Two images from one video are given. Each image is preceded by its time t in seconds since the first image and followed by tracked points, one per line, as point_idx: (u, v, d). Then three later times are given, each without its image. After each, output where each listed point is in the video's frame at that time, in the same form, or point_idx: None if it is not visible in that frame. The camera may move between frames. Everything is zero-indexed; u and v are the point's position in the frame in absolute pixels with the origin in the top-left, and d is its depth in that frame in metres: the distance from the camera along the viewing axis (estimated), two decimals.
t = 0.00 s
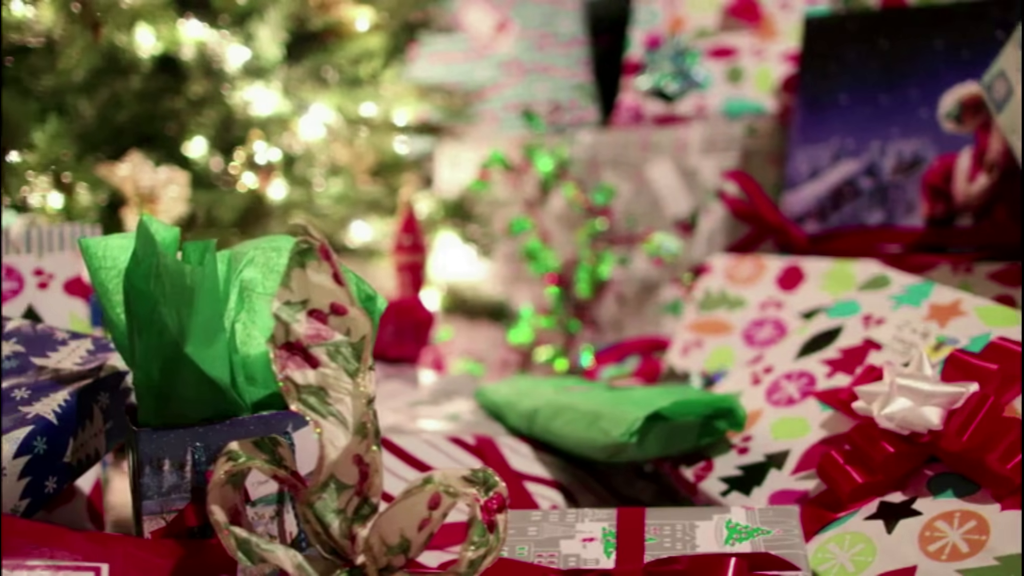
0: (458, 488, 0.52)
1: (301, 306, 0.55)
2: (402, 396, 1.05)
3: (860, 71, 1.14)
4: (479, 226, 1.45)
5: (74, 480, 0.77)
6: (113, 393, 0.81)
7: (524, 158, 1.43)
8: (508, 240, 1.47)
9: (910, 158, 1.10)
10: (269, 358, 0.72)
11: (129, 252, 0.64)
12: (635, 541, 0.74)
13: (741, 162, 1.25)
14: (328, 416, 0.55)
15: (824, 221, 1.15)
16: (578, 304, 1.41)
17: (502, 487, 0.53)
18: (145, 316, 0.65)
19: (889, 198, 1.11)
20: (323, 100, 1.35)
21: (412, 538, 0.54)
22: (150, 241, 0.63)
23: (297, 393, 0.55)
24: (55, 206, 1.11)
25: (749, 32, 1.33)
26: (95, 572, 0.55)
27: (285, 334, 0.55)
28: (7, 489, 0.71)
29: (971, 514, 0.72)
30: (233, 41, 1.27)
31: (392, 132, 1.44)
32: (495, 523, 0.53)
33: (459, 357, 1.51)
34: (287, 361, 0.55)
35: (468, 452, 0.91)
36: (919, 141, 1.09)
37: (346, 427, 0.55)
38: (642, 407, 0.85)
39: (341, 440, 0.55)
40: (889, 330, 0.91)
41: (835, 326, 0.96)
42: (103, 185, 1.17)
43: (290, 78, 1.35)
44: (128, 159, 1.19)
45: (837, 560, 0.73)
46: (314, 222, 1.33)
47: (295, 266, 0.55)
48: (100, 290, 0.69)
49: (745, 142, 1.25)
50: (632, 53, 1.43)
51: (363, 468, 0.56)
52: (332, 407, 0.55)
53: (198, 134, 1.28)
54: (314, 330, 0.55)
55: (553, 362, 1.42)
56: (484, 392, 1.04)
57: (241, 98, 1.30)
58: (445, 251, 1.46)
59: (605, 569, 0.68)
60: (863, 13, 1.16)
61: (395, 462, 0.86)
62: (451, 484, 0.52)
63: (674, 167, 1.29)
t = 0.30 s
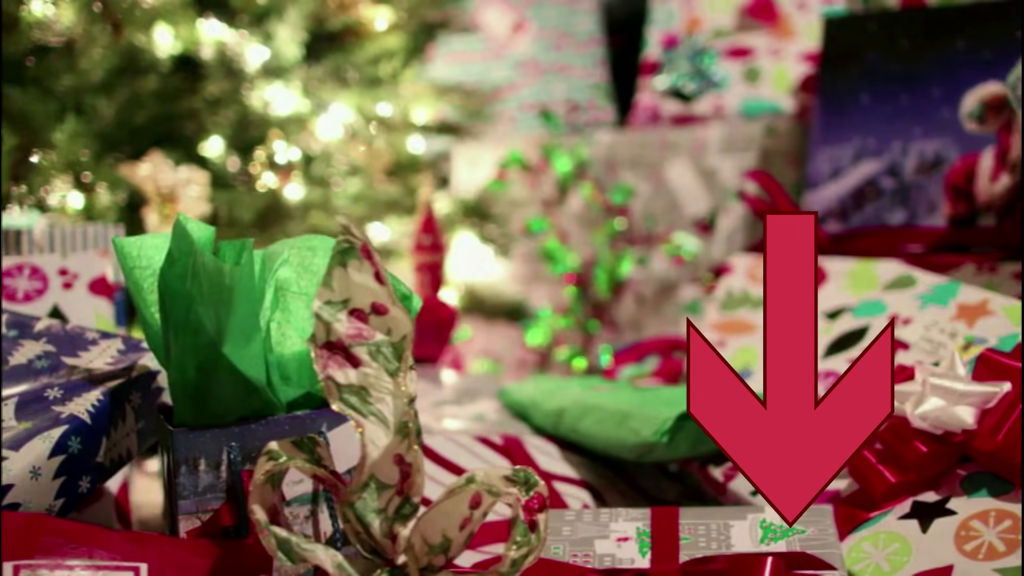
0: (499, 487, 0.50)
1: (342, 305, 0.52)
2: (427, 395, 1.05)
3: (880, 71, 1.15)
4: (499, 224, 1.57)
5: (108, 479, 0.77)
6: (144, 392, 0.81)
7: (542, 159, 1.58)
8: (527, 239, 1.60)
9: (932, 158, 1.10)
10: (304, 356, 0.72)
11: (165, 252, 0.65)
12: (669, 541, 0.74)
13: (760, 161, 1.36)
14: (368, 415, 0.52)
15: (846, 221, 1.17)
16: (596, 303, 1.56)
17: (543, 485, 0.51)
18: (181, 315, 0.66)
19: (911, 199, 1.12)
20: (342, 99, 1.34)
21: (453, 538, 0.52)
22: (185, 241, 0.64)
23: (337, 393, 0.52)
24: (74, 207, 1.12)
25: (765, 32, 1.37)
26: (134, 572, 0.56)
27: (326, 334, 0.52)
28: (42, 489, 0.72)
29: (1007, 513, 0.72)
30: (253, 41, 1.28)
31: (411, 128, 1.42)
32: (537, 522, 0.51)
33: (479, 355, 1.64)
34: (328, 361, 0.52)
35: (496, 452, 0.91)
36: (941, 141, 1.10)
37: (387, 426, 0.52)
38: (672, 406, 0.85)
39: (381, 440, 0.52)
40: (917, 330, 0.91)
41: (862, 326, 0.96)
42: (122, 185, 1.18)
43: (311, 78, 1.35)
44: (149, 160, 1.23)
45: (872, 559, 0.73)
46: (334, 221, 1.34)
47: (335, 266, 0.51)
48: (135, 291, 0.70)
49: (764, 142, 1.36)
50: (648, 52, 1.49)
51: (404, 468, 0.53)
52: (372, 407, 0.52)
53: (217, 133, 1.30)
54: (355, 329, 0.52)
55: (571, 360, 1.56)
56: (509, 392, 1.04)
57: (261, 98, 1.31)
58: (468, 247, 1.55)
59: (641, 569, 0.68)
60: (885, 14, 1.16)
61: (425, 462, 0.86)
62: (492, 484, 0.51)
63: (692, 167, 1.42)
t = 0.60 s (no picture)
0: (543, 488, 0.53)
1: (383, 305, 0.54)
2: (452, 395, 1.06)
3: (899, 71, 1.16)
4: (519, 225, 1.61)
5: (141, 479, 0.78)
6: (175, 392, 0.81)
7: (559, 159, 1.64)
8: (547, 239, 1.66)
9: (954, 158, 1.11)
10: (339, 356, 0.74)
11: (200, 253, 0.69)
12: (704, 541, 0.74)
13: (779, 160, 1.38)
14: (410, 415, 0.54)
15: (867, 221, 1.16)
16: (615, 303, 1.62)
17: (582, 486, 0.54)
18: (216, 313, 0.69)
19: (933, 198, 1.12)
20: (362, 98, 1.36)
21: (495, 538, 0.54)
22: (219, 240, 0.68)
23: (380, 392, 0.54)
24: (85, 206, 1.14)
25: (783, 32, 1.39)
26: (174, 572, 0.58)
27: (367, 334, 0.54)
28: (77, 488, 0.72)
29: None
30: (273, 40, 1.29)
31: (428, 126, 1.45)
32: (579, 522, 0.53)
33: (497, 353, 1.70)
34: (369, 360, 0.54)
35: (525, 452, 0.91)
36: (962, 141, 1.10)
37: (428, 426, 0.54)
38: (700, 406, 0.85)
39: (423, 440, 0.54)
40: (945, 329, 0.91)
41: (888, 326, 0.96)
42: (141, 185, 1.20)
43: (331, 79, 1.37)
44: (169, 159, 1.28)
45: (907, 558, 0.74)
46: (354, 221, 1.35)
47: (379, 266, 0.53)
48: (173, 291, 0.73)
49: (784, 141, 1.37)
50: (665, 52, 1.51)
51: (445, 467, 0.56)
52: (414, 406, 0.54)
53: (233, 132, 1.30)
54: (397, 328, 0.54)
55: (589, 361, 1.63)
56: (534, 392, 1.05)
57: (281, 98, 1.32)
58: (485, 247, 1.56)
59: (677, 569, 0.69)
60: (906, 14, 1.17)
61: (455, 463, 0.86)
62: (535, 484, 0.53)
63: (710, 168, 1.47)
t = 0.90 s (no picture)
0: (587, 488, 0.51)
1: (431, 304, 0.54)
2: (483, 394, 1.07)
3: (921, 71, 1.20)
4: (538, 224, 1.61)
5: (178, 480, 0.77)
6: (212, 391, 0.81)
7: (581, 159, 1.69)
8: (567, 238, 1.71)
9: (979, 158, 1.15)
10: (379, 356, 0.74)
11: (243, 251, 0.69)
12: (745, 540, 0.74)
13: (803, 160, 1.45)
14: (457, 415, 0.53)
15: (893, 221, 1.23)
16: (636, 302, 1.66)
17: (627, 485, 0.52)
18: (259, 312, 0.69)
19: (957, 198, 1.17)
20: (385, 98, 1.40)
21: (542, 538, 0.54)
22: (262, 239, 0.68)
23: (428, 392, 0.54)
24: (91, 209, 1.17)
25: (803, 32, 1.44)
26: (219, 570, 0.61)
27: (415, 333, 0.54)
28: (118, 488, 0.72)
29: None
30: (296, 41, 1.32)
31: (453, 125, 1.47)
32: (626, 520, 0.52)
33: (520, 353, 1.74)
34: (418, 358, 0.54)
35: (556, 450, 0.91)
36: (987, 142, 1.15)
37: (476, 425, 0.54)
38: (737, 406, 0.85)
39: (471, 439, 0.54)
40: (976, 329, 0.91)
41: (918, 325, 0.96)
42: (162, 184, 1.24)
43: (354, 79, 1.40)
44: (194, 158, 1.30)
45: (948, 557, 0.73)
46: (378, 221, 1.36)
47: (428, 264, 0.53)
48: (213, 291, 0.73)
49: (806, 141, 1.44)
50: (685, 51, 1.57)
51: (492, 466, 0.55)
52: (462, 405, 0.54)
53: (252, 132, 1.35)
54: (444, 327, 0.54)
55: (610, 360, 1.68)
56: (563, 391, 1.06)
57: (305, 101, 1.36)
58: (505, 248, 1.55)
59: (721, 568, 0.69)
60: (928, 15, 1.21)
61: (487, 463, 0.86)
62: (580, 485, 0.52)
63: (733, 167, 1.52)
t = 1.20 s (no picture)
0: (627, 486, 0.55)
1: (469, 303, 0.60)
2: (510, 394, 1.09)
3: (939, 73, 1.24)
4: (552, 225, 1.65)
5: (208, 479, 0.77)
6: (241, 391, 0.81)
7: (597, 158, 1.67)
8: (584, 238, 1.71)
9: (998, 157, 1.18)
10: (411, 356, 0.74)
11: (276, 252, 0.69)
12: (777, 540, 0.74)
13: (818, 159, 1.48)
14: (496, 414, 0.59)
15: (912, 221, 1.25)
16: (654, 302, 1.67)
17: (667, 485, 0.56)
18: (292, 312, 0.69)
19: (978, 198, 1.19)
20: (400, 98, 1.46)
21: (580, 536, 0.59)
22: (295, 238, 0.68)
23: (466, 391, 0.60)
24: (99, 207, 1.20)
25: (817, 32, 1.48)
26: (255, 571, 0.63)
27: (453, 332, 0.60)
28: (151, 488, 0.71)
29: None
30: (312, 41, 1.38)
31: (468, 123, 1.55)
32: (662, 520, 0.56)
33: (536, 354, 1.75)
34: (457, 357, 0.61)
35: (583, 452, 0.91)
36: (1006, 141, 1.18)
37: (514, 425, 0.60)
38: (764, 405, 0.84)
39: (509, 438, 0.60)
40: (1001, 328, 0.91)
41: (942, 325, 0.96)
42: (180, 183, 1.26)
43: (371, 80, 1.46)
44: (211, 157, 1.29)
45: (978, 556, 0.73)
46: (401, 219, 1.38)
47: (466, 264, 0.60)
48: (244, 291, 0.73)
49: (822, 141, 1.47)
50: (700, 51, 1.60)
51: (530, 466, 0.61)
52: (499, 405, 0.60)
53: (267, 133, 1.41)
54: (484, 327, 0.60)
55: (628, 359, 1.69)
56: (585, 391, 1.07)
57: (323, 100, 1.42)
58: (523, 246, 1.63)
59: (755, 568, 0.69)
60: (947, 15, 1.25)
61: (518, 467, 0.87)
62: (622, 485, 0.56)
63: (750, 167, 1.54)
